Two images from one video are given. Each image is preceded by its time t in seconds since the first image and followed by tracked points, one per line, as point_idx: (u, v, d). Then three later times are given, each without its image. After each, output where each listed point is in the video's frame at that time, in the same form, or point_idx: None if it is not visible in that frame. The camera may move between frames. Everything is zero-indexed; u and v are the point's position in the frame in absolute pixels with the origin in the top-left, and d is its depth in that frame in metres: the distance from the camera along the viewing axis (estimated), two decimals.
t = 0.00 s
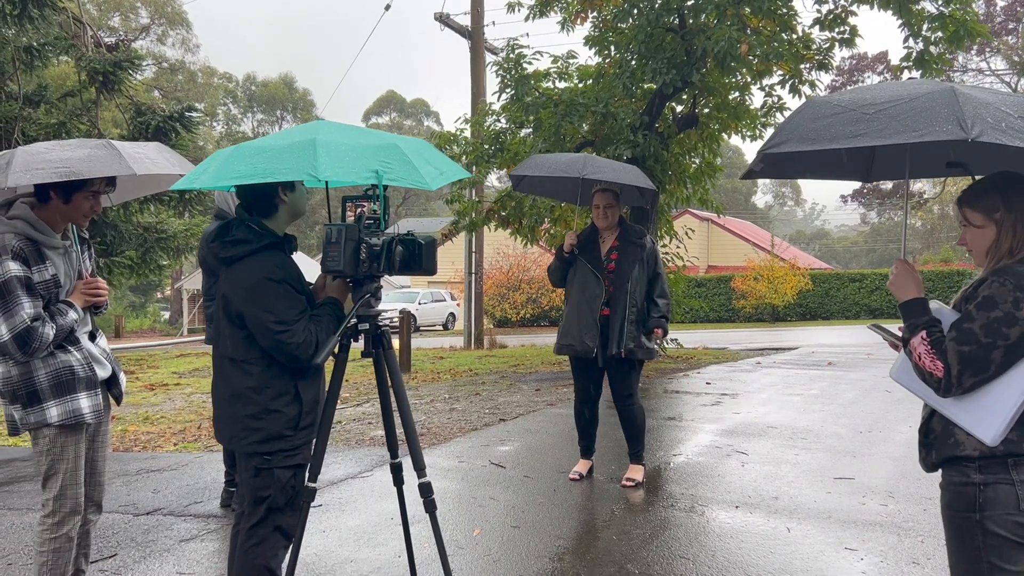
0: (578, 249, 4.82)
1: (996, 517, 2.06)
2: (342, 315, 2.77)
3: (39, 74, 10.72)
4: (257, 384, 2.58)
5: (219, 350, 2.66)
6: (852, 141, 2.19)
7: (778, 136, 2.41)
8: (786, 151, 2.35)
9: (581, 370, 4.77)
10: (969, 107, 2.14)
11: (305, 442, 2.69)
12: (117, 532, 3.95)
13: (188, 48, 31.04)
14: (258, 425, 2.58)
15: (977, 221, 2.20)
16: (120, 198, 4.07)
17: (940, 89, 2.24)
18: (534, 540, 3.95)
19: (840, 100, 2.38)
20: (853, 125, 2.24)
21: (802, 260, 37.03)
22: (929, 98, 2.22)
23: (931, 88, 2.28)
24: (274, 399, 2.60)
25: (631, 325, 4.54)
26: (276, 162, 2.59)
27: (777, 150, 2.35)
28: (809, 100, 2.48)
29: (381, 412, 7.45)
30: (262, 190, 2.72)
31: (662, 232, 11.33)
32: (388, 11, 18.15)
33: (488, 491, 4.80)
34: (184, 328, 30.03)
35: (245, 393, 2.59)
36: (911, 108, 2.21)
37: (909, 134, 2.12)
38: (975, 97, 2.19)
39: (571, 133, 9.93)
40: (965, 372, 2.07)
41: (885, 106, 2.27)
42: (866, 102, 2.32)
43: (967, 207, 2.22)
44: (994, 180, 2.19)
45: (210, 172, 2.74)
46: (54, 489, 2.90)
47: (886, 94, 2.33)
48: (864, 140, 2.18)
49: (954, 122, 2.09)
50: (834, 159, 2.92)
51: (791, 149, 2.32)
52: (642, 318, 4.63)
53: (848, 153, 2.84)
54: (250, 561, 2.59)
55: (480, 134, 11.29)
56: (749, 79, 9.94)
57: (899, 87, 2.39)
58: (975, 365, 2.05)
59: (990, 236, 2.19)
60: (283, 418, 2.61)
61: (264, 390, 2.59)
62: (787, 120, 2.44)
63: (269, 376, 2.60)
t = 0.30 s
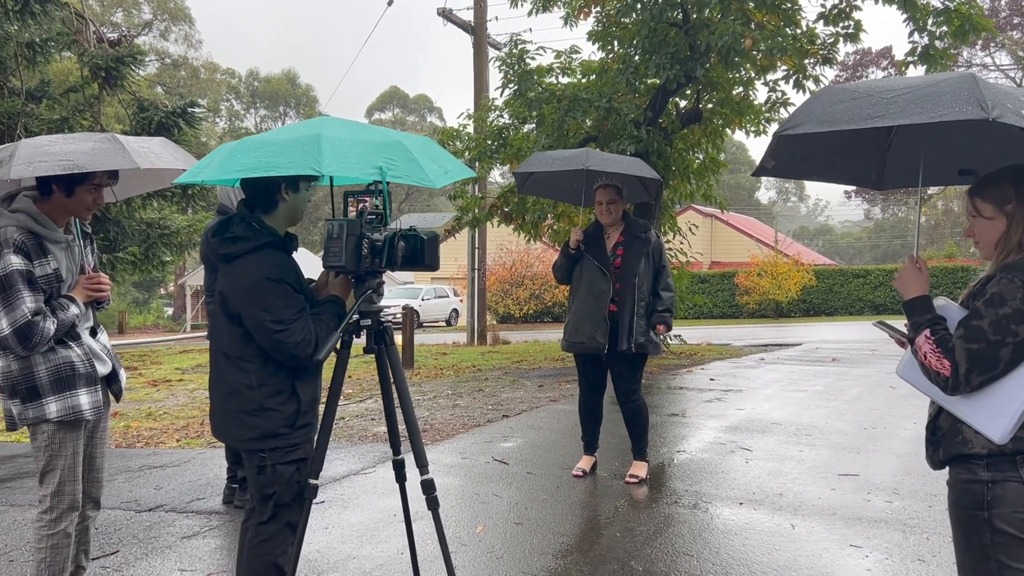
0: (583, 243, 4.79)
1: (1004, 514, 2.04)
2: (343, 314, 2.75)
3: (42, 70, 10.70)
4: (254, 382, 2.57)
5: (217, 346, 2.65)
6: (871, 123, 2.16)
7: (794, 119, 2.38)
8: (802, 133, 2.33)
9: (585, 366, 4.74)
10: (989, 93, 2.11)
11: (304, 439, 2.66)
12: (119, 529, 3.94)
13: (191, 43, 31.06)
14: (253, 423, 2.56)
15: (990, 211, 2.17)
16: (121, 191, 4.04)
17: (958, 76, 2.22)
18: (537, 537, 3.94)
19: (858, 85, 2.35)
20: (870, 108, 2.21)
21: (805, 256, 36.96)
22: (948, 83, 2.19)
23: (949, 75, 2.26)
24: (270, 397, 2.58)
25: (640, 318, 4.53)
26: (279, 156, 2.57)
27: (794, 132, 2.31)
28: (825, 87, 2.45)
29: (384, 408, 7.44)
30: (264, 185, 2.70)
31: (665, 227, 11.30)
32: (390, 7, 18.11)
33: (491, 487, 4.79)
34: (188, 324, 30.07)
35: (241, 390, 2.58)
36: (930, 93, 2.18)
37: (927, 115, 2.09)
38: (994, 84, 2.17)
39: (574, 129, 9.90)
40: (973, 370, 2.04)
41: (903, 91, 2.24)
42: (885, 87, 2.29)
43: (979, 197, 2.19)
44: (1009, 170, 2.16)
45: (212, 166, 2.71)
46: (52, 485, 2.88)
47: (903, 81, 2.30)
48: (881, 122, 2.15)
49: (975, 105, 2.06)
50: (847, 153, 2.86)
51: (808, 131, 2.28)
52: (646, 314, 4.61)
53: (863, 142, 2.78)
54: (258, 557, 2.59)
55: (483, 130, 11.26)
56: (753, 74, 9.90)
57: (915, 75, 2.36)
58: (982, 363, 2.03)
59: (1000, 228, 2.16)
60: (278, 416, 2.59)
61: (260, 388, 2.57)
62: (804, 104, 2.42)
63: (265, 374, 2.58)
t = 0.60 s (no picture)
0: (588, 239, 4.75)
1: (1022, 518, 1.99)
2: (346, 311, 2.71)
3: (41, 66, 10.65)
4: (255, 380, 2.53)
5: (218, 343, 2.61)
6: (904, 114, 2.11)
7: (820, 109, 2.33)
8: (830, 123, 2.27)
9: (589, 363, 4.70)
10: None
11: (304, 439, 2.62)
12: (119, 529, 3.91)
13: (191, 40, 31.02)
14: (253, 421, 2.52)
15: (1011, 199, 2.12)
16: (121, 187, 3.99)
17: (991, 71, 2.18)
18: (541, 537, 3.90)
19: (887, 77, 2.30)
20: (901, 100, 2.17)
21: (806, 253, 36.94)
22: (982, 78, 2.15)
23: (980, 70, 2.22)
24: (271, 395, 2.54)
25: (643, 318, 4.49)
26: (281, 151, 2.52)
27: (823, 121, 2.26)
28: (853, 77, 2.40)
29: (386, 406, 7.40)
30: (266, 180, 2.66)
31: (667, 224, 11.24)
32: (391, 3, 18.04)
33: (494, 487, 4.75)
34: (188, 321, 30.07)
35: (241, 387, 2.54)
36: (962, 88, 2.13)
37: (962, 109, 2.04)
38: None
39: (576, 125, 9.83)
40: (986, 370, 2.00)
41: (934, 85, 2.20)
42: (915, 80, 2.25)
43: (1007, 183, 2.14)
44: None
45: (212, 160, 2.66)
46: (48, 485, 2.85)
47: (933, 75, 2.25)
48: (913, 115, 2.11)
49: (1011, 100, 2.02)
50: (865, 142, 2.79)
51: (837, 121, 2.23)
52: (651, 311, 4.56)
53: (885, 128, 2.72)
54: (253, 560, 2.54)
55: (484, 127, 11.21)
56: (755, 70, 9.84)
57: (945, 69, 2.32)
58: (996, 362, 1.98)
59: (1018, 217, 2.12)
60: (279, 416, 2.55)
61: (261, 386, 2.53)
62: (830, 94, 2.36)
63: (266, 371, 2.54)
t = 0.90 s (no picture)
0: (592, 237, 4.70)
1: None
2: (349, 310, 2.66)
3: (38, 63, 10.56)
4: (257, 380, 2.48)
5: (219, 344, 2.56)
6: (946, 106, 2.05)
7: (853, 100, 2.26)
8: (867, 113, 2.21)
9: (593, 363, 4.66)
10: None
11: (308, 441, 2.57)
12: (118, 530, 3.86)
13: (189, 37, 30.93)
14: (255, 423, 2.47)
15: None
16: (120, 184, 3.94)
17: None
18: (545, 538, 3.86)
19: (924, 68, 2.24)
20: (941, 92, 2.11)
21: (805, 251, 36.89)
22: None
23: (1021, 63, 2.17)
24: (274, 396, 2.49)
25: (646, 317, 4.44)
26: (282, 147, 2.47)
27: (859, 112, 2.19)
28: (886, 67, 2.34)
29: (386, 405, 7.35)
30: (266, 177, 2.61)
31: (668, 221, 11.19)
32: None
33: (496, 487, 4.70)
34: (186, 318, 30.00)
35: (243, 388, 2.49)
36: (1005, 80, 2.08)
37: (1007, 102, 1.99)
38: None
39: (577, 122, 9.77)
40: (1007, 371, 1.95)
41: (974, 77, 2.14)
42: (954, 71, 2.19)
43: None
44: None
45: (213, 156, 2.61)
46: (44, 488, 2.80)
47: (970, 67, 2.20)
48: (958, 106, 2.05)
49: None
50: (872, 139, 2.75)
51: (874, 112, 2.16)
52: (655, 309, 4.51)
53: (896, 126, 2.67)
54: (254, 564, 2.49)
55: (484, 124, 11.14)
56: (756, 67, 9.80)
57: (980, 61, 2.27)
58: (1017, 363, 1.93)
59: None
60: (281, 417, 2.50)
61: (263, 386, 2.48)
62: (865, 84, 2.30)
63: (268, 371, 2.49)
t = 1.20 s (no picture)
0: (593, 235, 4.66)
1: None
2: (351, 310, 2.61)
3: (33, 60, 10.48)
4: (258, 382, 2.43)
5: (220, 345, 2.51)
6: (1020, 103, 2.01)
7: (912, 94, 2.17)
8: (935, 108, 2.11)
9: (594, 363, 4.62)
10: None
11: (310, 443, 2.53)
12: (115, 532, 3.81)
13: (185, 35, 30.82)
14: (257, 426, 2.43)
15: None
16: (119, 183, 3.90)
17: None
18: (547, 540, 3.82)
19: (977, 62, 2.20)
20: (1008, 89, 2.07)
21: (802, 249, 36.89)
22: None
23: None
24: (276, 399, 2.45)
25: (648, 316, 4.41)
26: (284, 144, 2.42)
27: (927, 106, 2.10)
28: (933, 61, 2.27)
29: (384, 405, 7.31)
30: (267, 175, 2.56)
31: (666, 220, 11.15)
32: None
33: (497, 488, 4.66)
34: (182, 316, 29.89)
35: (244, 390, 2.44)
36: None
37: None
38: None
39: (575, 120, 9.72)
40: None
41: None
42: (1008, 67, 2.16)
43: None
44: None
45: (212, 154, 2.56)
46: (39, 490, 2.75)
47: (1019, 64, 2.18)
48: None
49: None
50: (858, 136, 2.71)
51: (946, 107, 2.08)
52: (657, 308, 4.47)
53: (892, 126, 2.65)
54: (254, 568, 2.45)
55: (482, 122, 11.09)
56: (755, 65, 9.77)
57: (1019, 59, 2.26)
58: None
59: None
60: (284, 419, 2.45)
61: (265, 389, 2.44)
62: (922, 77, 2.22)
63: (270, 373, 2.44)
